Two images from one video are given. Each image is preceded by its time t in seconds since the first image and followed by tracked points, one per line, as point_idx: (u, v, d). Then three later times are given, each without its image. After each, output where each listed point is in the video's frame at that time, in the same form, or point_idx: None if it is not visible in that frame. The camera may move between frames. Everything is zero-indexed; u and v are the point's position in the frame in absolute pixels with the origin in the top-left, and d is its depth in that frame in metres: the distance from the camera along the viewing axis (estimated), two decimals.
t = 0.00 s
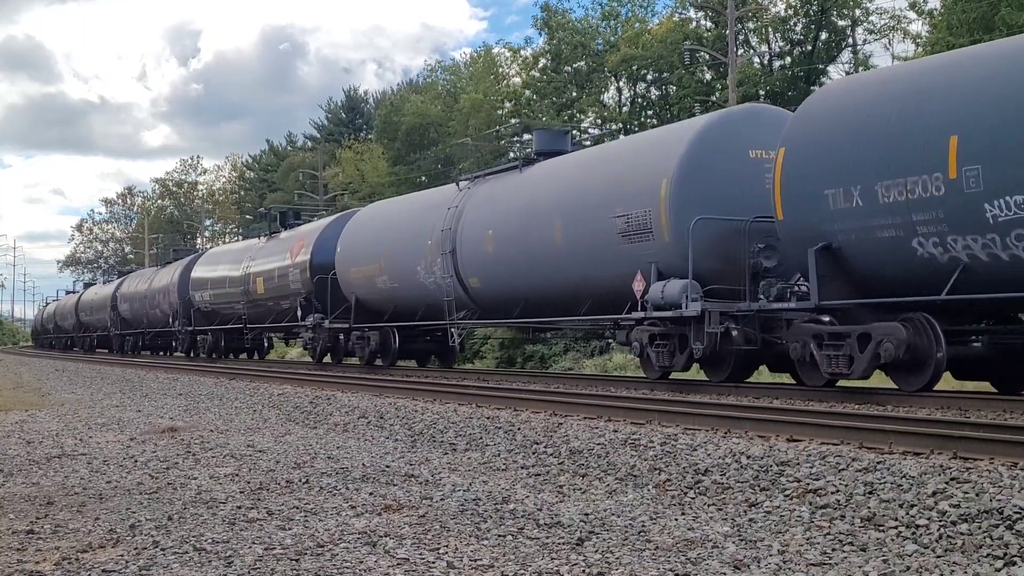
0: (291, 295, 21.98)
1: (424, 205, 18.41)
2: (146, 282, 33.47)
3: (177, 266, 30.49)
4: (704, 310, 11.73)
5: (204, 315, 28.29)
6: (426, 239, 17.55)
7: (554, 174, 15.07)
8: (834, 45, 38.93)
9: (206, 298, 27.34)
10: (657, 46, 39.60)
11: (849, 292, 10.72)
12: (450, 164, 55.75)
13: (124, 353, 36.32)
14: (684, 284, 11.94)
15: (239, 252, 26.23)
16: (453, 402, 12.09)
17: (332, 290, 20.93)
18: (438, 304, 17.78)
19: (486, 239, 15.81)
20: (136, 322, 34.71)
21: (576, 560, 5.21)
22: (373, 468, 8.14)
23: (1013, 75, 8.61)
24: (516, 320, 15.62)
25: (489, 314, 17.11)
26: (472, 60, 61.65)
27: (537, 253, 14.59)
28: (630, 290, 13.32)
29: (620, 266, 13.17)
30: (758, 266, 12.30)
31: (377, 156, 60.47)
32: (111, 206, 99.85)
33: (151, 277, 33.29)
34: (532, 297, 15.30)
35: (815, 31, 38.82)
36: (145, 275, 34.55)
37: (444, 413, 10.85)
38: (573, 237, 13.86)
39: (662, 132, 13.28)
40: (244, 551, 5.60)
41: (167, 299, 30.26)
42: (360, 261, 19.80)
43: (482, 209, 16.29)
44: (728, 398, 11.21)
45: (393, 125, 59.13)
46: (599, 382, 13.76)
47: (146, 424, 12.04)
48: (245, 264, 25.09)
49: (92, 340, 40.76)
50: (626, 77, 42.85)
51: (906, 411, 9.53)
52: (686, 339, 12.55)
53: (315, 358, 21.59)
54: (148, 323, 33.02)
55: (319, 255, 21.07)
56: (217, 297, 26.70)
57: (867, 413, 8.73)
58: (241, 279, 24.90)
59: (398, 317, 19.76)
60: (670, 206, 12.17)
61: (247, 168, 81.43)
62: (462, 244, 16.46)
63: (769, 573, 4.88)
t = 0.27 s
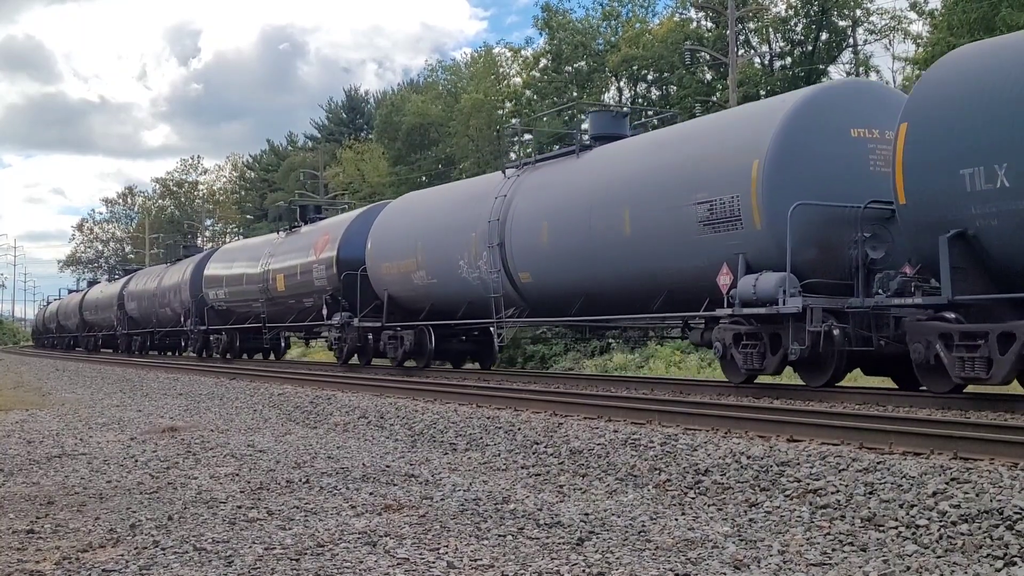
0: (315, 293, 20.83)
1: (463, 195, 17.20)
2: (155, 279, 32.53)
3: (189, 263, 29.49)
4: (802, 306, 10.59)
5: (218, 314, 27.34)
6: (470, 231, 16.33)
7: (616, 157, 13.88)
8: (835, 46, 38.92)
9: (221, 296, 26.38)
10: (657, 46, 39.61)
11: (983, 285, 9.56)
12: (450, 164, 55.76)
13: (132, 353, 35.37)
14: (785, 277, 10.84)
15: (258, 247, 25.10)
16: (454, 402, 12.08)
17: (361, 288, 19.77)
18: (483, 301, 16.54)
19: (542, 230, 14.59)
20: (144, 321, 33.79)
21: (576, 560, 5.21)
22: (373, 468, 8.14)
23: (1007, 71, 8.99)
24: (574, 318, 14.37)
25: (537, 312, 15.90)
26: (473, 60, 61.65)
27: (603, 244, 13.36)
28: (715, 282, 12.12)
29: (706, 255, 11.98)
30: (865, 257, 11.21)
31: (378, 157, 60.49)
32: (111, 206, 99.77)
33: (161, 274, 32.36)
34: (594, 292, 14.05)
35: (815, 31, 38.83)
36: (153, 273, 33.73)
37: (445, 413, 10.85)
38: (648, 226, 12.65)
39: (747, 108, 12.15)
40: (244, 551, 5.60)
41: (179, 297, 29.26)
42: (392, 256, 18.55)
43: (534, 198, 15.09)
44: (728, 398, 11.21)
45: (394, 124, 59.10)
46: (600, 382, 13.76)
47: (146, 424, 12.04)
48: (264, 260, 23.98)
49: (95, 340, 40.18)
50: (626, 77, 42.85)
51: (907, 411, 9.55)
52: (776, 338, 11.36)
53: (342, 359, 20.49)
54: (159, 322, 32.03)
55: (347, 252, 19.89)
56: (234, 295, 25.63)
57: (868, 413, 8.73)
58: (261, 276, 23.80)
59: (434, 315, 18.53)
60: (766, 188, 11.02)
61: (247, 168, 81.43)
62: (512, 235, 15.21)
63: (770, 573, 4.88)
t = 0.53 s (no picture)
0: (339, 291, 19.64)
1: (507, 184, 15.98)
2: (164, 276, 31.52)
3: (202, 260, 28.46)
4: (921, 301, 9.40)
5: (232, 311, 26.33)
6: (518, 222, 15.09)
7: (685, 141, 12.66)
8: (834, 46, 38.91)
9: (235, 295, 25.35)
10: (656, 46, 39.61)
11: None
12: (449, 164, 55.77)
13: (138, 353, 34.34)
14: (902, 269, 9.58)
15: (275, 243, 23.95)
16: (454, 402, 12.07)
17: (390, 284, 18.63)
18: (532, 298, 15.29)
19: (602, 220, 13.36)
20: (151, 320, 32.76)
21: (576, 560, 5.21)
22: (373, 467, 8.13)
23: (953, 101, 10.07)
24: (639, 316, 13.14)
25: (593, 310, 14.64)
26: (472, 60, 61.62)
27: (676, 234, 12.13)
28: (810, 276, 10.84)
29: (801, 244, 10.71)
30: (986, 246, 10.03)
31: (377, 156, 60.51)
32: (110, 206, 99.70)
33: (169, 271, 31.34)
34: (664, 288, 12.82)
35: (815, 31, 38.81)
36: (159, 271, 32.85)
37: (443, 413, 10.84)
38: (730, 214, 11.40)
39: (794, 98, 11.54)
40: (243, 550, 5.60)
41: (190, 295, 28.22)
42: (429, 250, 17.32)
43: (591, 187, 13.86)
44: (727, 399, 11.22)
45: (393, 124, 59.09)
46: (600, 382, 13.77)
47: (145, 424, 12.03)
48: (283, 255, 22.81)
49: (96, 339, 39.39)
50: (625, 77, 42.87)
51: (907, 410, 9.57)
52: (882, 337, 10.18)
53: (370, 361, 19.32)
54: (168, 320, 31.00)
55: (377, 247, 18.71)
56: (251, 293, 24.53)
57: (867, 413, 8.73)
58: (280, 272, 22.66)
59: (474, 313, 17.26)
60: (870, 168, 9.83)
61: (246, 168, 81.42)
62: (567, 226, 13.96)
63: (768, 573, 4.89)
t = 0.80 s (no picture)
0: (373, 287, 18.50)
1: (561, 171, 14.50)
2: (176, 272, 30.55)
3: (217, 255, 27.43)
4: None
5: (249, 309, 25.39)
6: (581, 210, 13.58)
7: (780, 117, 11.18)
8: (834, 46, 38.93)
9: (253, 291, 24.32)
10: (656, 46, 39.61)
11: None
12: (449, 164, 55.79)
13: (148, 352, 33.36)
14: None
15: (299, 236, 22.77)
16: (454, 402, 12.05)
17: (427, 280, 17.55)
18: (598, 294, 13.76)
19: (682, 207, 11.89)
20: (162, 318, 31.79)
21: (575, 560, 5.21)
22: (372, 467, 8.13)
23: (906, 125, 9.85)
24: (728, 313, 11.63)
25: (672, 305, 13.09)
26: (472, 60, 61.63)
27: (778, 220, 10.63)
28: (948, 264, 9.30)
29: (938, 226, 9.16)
30: None
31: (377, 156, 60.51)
32: (110, 206, 99.67)
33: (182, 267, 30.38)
34: (761, 282, 11.32)
35: (815, 32, 38.81)
36: (170, 268, 31.99)
37: (443, 413, 10.83)
38: (846, 196, 9.88)
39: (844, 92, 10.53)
40: (243, 550, 5.60)
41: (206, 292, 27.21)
42: (473, 243, 15.84)
43: (666, 172, 12.37)
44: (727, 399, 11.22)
45: (393, 124, 59.08)
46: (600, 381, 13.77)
47: (145, 423, 12.02)
48: (307, 249, 21.65)
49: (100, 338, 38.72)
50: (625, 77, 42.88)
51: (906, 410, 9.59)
52: None
53: (406, 362, 18.11)
54: (181, 319, 29.99)
55: (411, 240, 17.55)
56: (271, 289, 23.36)
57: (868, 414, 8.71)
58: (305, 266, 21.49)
59: (524, 310, 15.79)
60: None
61: (246, 168, 81.42)
62: (642, 215, 12.46)
63: (768, 573, 4.89)
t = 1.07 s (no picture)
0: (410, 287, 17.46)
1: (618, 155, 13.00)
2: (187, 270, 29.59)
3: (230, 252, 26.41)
4: None
5: (266, 308, 24.38)
6: (652, 196, 12.04)
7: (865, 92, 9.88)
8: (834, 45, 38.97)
9: (271, 289, 23.29)
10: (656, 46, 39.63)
11: None
12: (449, 164, 55.82)
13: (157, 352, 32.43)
14: None
15: (322, 232, 21.66)
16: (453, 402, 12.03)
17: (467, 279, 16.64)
18: (672, 291, 12.25)
19: (777, 191, 10.32)
20: (173, 318, 30.85)
21: (575, 560, 5.21)
22: (372, 467, 8.12)
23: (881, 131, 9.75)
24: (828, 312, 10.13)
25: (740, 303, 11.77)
26: (472, 59, 61.63)
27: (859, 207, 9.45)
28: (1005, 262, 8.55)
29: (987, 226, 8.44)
30: None
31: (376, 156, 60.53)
32: (110, 205, 99.66)
33: (194, 265, 29.41)
34: (860, 274, 9.84)
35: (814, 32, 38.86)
36: (180, 265, 30.97)
37: (443, 413, 10.81)
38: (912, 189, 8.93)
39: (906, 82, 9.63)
40: (243, 550, 5.60)
41: (220, 291, 26.18)
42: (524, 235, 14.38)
43: (753, 150, 10.79)
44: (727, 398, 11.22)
45: (393, 124, 59.11)
46: (599, 382, 13.76)
47: (145, 423, 12.01)
48: (332, 244, 20.50)
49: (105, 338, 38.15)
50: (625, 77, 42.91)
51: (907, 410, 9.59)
52: None
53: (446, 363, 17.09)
54: (193, 318, 29.00)
55: (450, 234, 16.51)
56: (294, 288, 22.26)
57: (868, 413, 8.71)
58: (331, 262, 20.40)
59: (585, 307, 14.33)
60: None
61: (246, 168, 81.44)
62: (727, 199, 10.92)
63: (768, 573, 4.89)
